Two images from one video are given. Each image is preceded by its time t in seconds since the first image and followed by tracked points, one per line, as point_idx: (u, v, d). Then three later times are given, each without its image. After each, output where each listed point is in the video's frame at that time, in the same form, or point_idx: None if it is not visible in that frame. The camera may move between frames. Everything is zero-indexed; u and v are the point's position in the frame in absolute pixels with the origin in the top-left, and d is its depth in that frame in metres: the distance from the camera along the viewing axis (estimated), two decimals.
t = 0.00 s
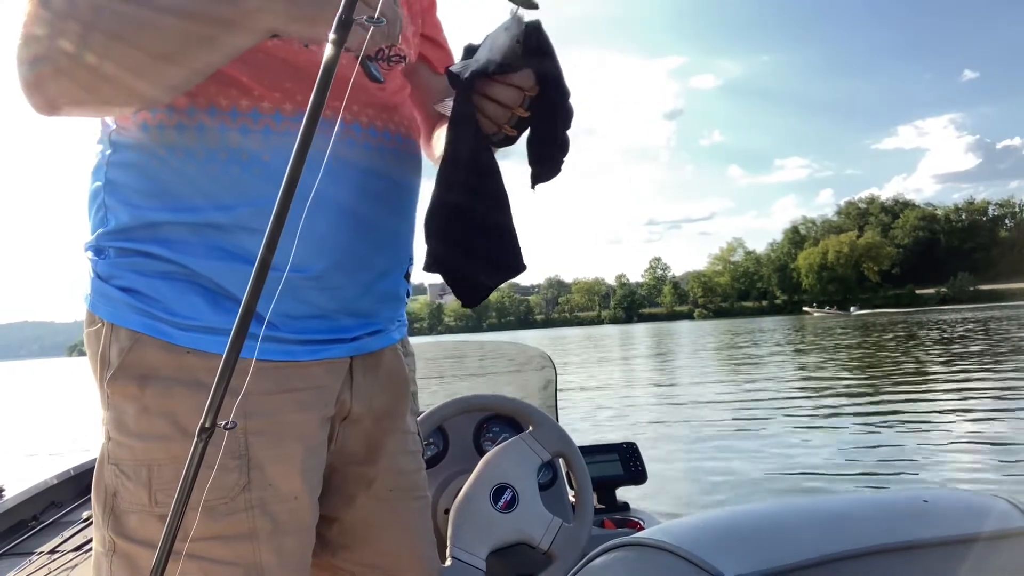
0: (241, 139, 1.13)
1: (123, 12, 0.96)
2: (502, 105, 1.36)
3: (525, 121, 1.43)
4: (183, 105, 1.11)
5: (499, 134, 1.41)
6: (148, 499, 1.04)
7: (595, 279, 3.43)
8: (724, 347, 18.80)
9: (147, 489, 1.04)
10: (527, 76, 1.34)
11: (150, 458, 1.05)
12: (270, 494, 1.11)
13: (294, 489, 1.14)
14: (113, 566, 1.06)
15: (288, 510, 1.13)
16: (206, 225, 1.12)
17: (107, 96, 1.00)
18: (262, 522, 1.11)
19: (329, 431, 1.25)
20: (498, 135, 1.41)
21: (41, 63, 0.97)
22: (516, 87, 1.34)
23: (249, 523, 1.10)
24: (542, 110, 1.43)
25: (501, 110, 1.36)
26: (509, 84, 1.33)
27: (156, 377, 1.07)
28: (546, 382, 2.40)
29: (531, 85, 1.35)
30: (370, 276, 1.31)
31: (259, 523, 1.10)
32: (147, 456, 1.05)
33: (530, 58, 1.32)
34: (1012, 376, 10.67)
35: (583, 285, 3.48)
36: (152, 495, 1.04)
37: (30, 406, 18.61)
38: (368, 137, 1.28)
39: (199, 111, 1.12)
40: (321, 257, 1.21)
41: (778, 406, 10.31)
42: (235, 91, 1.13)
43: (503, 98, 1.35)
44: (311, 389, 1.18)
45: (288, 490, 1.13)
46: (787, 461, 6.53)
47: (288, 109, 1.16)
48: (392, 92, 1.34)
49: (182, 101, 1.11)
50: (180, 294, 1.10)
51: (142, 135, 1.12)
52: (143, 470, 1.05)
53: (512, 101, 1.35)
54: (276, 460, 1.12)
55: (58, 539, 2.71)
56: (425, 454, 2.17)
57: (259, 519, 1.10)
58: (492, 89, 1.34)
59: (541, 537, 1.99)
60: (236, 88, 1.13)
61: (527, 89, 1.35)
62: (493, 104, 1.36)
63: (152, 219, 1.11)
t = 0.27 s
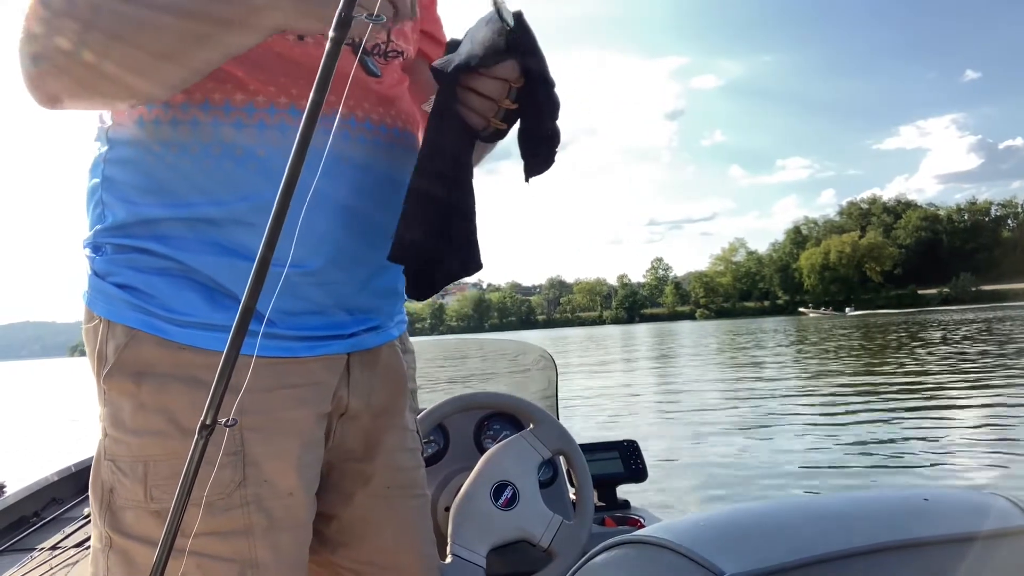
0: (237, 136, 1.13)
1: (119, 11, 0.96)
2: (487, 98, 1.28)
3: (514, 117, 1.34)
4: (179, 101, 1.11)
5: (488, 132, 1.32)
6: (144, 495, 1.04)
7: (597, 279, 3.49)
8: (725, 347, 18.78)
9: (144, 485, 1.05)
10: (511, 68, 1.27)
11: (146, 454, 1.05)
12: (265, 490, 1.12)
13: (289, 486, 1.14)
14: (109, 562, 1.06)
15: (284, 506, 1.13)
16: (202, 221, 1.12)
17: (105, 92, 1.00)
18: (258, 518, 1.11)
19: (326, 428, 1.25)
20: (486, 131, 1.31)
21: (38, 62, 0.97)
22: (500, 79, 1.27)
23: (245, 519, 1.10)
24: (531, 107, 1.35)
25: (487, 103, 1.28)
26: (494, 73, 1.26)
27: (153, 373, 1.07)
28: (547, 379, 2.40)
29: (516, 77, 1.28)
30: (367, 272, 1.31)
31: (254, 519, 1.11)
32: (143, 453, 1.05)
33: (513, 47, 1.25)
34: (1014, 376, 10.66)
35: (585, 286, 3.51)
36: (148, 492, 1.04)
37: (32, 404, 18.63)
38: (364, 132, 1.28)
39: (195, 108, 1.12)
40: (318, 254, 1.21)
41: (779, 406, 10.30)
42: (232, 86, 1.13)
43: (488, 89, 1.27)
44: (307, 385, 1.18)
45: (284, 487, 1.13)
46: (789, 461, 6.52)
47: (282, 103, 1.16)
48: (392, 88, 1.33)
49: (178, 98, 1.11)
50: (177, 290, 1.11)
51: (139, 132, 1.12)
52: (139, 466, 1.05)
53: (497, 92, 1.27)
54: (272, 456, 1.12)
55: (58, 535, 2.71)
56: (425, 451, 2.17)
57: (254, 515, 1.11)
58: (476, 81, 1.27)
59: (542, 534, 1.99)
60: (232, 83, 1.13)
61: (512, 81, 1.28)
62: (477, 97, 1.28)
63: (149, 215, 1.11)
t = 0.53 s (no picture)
0: (234, 140, 1.12)
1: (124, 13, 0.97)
2: (473, 98, 1.23)
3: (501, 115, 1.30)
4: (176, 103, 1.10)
5: (477, 131, 1.28)
6: (138, 497, 1.04)
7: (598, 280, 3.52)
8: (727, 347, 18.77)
9: (137, 487, 1.04)
10: (496, 66, 1.21)
11: (140, 456, 1.04)
12: (260, 493, 1.11)
13: (284, 489, 1.13)
14: (102, 565, 1.05)
15: (279, 509, 1.13)
16: (199, 225, 1.11)
17: (112, 97, 0.99)
18: (253, 521, 1.10)
19: (323, 430, 1.24)
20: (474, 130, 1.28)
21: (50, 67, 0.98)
22: (485, 77, 1.22)
23: (239, 522, 1.09)
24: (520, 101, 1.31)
25: (473, 102, 1.24)
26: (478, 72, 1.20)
27: (147, 374, 1.06)
28: (547, 381, 2.38)
29: (502, 74, 1.23)
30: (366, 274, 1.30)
31: (249, 522, 1.10)
32: (137, 455, 1.04)
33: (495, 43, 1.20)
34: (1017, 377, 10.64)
35: (587, 284, 3.50)
36: (142, 494, 1.04)
37: (34, 404, 18.68)
38: (363, 136, 1.27)
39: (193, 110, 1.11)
40: (314, 257, 1.20)
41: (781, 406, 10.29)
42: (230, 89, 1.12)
43: (473, 89, 1.22)
44: (303, 388, 1.17)
45: (279, 490, 1.12)
46: (791, 462, 6.51)
47: (280, 108, 1.15)
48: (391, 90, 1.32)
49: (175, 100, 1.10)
50: (175, 293, 1.10)
51: (134, 135, 1.11)
52: (133, 468, 1.04)
53: (483, 92, 1.23)
54: (267, 459, 1.11)
55: (58, 536, 2.71)
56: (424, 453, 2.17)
57: (249, 517, 1.10)
58: (460, 83, 1.22)
59: (542, 536, 1.98)
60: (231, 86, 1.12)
61: (497, 78, 1.23)
62: (462, 98, 1.23)
63: (145, 218, 1.11)
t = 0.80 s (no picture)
0: (238, 147, 1.13)
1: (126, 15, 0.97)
2: (493, 103, 1.30)
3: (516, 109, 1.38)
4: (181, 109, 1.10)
5: (503, 133, 1.35)
6: (141, 502, 1.04)
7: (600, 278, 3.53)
8: (728, 348, 18.75)
9: (141, 491, 1.04)
10: (498, 62, 1.30)
11: (144, 461, 1.04)
12: (264, 498, 1.11)
13: (288, 494, 1.13)
14: (106, 569, 1.06)
15: (282, 514, 1.13)
16: (203, 231, 1.11)
17: (115, 99, 0.98)
18: (256, 526, 1.10)
19: (326, 435, 1.25)
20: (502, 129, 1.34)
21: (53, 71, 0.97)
22: (494, 77, 1.30)
23: (243, 527, 1.09)
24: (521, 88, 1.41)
25: (495, 106, 1.30)
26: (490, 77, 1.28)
27: (151, 379, 1.06)
28: (548, 384, 2.38)
29: (507, 69, 1.31)
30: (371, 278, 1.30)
31: (252, 527, 1.10)
32: (141, 459, 1.04)
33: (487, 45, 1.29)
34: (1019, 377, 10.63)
35: (588, 285, 3.52)
36: (146, 499, 1.04)
37: (35, 406, 18.70)
38: (367, 144, 1.27)
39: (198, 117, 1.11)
40: (318, 263, 1.21)
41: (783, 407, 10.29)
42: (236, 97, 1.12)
43: (493, 94, 1.29)
44: (307, 393, 1.18)
45: (282, 495, 1.13)
46: (792, 462, 6.51)
47: (287, 117, 1.15)
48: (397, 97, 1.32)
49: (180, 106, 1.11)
50: (179, 298, 1.10)
51: (139, 141, 1.11)
52: (137, 473, 1.04)
53: (500, 92, 1.30)
54: (270, 464, 1.12)
55: (59, 541, 2.71)
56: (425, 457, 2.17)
57: (253, 523, 1.10)
58: (478, 94, 1.28)
59: (543, 539, 1.99)
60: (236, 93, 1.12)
61: (503, 73, 1.31)
62: (485, 106, 1.29)
63: (150, 224, 1.11)
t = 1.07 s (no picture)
0: (242, 153, 1.13)
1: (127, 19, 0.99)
2: (502, 104, 1.41)
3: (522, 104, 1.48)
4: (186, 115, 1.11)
5: (516, 130, 1.47)
6: (145, 506, 1.04)
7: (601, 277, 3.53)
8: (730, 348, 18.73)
9: (144, 496, 1.04)
10: (501, 65, 1.37)
11: (148, 465, 1.05)
12: (267, 502, 1.11)
13: (290, 498, 1.13)
14: (110, 573, 1.06)
15: (285, 518, 1.13)
16: (206, 237, 1.12)
17: (115, 99, 0.98)
18: (259, 531, 1.10)
19: (329, 440, 1.25)
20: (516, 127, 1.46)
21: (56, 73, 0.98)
22: (499, 79, 1.38)
23: (246, 532, 1.09)
24: (527, 85, 1.50)
25: (505, 107, 1.41)
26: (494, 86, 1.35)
27: (155, 383, 1.07)
28: (548, 387, 2.39)
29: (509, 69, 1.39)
30: (375, 283, 1.31)
31: (255, 532, 1.10)
32: (145, 464, 1.05)
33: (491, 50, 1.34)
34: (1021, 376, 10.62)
35: (590, 284, 3.56)
36: (150, 503, 1.04)
37: (37, 407, 18.73)
38: (369, 151, 1.28)
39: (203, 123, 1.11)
40: (321, 269, 1.21)
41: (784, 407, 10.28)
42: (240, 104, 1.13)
43: (501, 96, 1.39)
44: (310, 399, 1.18)
45: (285, 499, 1.13)
46: (794, 463, 6.51)
47: (290, 124, 1.16)
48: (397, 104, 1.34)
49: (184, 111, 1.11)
50: (183, 302, 1.11)
51: (143, 147, 1.12)
52: (140, 477, 1.05)
53: (506, 93, 1.39)
54: (273, 469, 1.12)
55: (59, 546, 2.71)
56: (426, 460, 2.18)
57: (255, 528, 1.10)
58: (487, 100, 1.38)
59: (544, 543, 1.99)
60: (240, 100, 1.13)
61: (507, 73, 1.39)
62: (495, 109, 1.41)
63: (153, 229, 1.11)
